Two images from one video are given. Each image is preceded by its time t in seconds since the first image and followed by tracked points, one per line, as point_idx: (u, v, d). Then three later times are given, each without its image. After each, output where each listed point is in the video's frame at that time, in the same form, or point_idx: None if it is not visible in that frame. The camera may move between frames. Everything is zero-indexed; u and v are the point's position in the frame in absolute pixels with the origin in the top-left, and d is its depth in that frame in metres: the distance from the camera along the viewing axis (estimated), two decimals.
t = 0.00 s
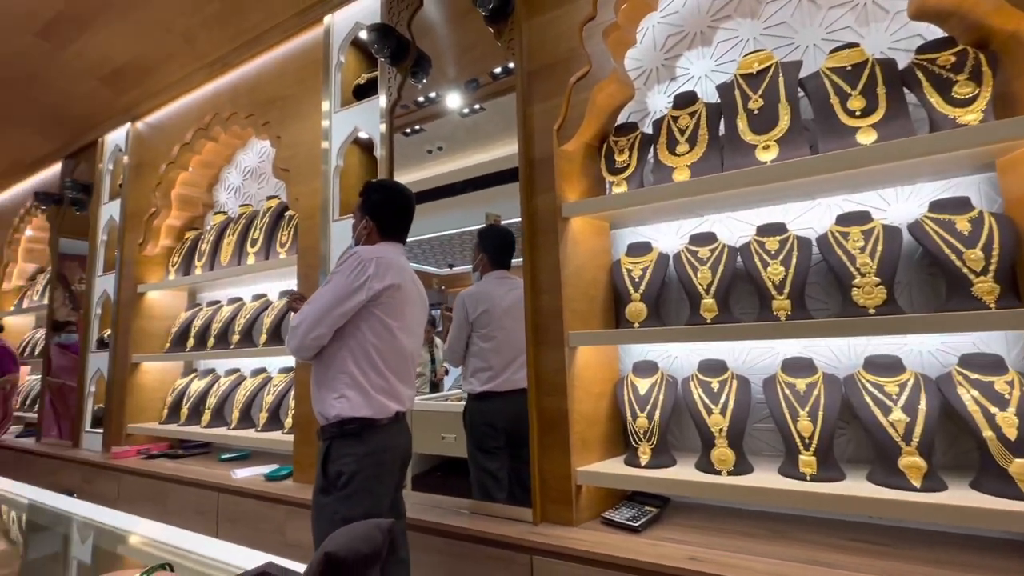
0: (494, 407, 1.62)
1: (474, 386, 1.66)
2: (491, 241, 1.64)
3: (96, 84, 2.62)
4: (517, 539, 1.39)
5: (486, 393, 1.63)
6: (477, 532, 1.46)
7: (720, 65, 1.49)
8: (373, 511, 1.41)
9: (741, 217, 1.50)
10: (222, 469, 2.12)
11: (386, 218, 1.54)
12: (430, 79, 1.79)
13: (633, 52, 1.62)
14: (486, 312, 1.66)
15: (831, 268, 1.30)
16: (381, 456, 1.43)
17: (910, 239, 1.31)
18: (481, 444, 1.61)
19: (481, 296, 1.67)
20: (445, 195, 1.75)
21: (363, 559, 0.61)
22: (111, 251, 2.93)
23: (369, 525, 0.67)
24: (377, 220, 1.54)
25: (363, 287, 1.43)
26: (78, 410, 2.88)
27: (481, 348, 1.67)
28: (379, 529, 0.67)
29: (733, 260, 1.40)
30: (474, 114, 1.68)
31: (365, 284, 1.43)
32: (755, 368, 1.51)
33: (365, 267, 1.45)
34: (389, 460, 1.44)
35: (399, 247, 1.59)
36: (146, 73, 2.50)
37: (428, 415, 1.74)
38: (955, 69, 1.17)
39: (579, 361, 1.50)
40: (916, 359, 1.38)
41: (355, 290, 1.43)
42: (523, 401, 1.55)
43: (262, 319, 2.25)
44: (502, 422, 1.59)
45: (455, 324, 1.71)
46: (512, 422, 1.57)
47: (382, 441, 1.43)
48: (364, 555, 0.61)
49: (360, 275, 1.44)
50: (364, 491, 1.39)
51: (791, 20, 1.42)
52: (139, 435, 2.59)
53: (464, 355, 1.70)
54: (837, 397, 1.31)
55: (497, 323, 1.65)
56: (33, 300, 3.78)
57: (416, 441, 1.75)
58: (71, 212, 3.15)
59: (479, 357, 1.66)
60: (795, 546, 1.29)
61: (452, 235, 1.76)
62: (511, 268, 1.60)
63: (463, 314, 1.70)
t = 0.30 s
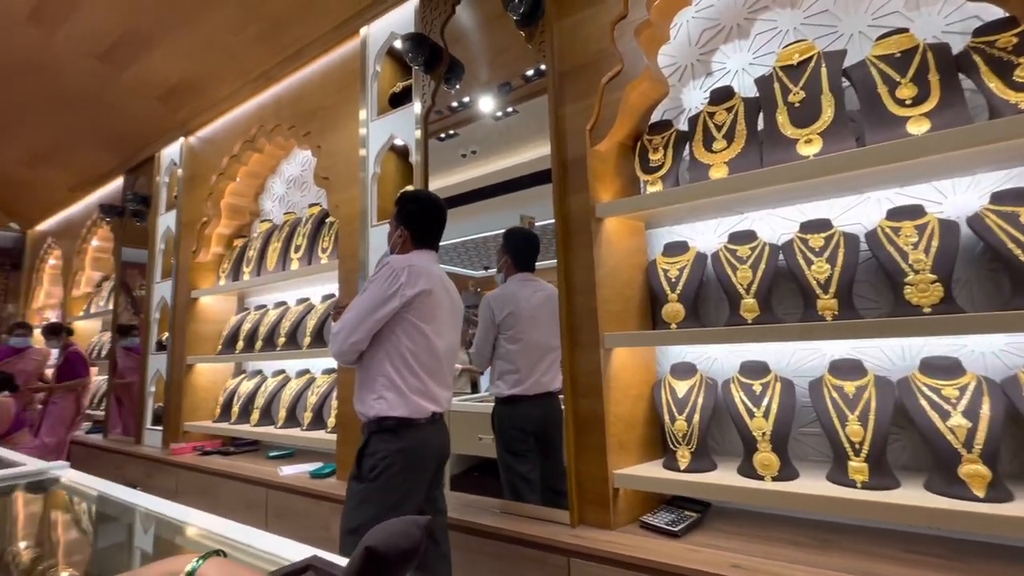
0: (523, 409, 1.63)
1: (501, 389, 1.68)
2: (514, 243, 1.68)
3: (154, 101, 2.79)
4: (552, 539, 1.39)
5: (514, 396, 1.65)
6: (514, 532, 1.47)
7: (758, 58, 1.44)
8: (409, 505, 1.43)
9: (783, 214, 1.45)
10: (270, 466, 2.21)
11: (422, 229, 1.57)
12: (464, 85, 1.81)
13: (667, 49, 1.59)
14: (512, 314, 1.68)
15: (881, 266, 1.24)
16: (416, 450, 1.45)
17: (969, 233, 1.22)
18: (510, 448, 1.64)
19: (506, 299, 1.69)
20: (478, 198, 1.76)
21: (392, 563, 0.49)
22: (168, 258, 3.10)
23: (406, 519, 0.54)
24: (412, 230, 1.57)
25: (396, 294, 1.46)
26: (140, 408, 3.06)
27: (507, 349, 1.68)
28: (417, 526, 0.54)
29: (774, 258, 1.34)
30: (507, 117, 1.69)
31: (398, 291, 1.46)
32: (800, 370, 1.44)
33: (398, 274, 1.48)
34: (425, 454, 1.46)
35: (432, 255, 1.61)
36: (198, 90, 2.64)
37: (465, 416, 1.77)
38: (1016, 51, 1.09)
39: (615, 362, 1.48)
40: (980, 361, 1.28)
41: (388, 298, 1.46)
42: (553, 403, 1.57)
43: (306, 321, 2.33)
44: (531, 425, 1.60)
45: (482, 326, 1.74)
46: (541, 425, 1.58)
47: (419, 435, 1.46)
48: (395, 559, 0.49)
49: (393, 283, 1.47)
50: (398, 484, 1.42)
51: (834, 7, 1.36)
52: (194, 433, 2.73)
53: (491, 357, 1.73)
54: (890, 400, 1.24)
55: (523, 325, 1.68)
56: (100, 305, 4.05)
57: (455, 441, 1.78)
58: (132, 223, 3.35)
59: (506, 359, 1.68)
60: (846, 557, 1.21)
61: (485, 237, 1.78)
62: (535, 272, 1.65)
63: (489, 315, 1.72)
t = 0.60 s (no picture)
0: (548, 411, 1.65)
1: (526, 392, 1.69)
2: (533, 247, 1.70)
3: (198, 115, 2.91)
4: (573, 538, 1.41)
5: (540, 398, 1.66)
6: (548, 533, 1.46)
7: (793, 52, 1.40)
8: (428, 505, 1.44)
9: (821, 212, 1.40)
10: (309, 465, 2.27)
11: (441, 237, 1.60)
12: (492, 89, 1.83)
13: (697, 46, 1.56)
14: (531, 318, 1.69)
15: (926, 263, 1.19)
16: (431, 453, 1.45)
17: None
18: (538, 450, 1.64)
19: (524, 303, 1.70)
20: (507, 200, 1.79)
21: (433, 558, 0.50)
22: (211, 264, 3.22)
23: (446, 515, 0.55)
24: (432, 237, 1.60)
25: (418, 298, 1.49)
26: (188, 408, 3.20)
27: (529, 353, 1.69)
28: (456, 523, 0.54)
29: (812, 256, 1.30)
30: (535, 119, 1.69)
31: (419, 295, 1.49)
32: (840, 372, 1.40)
33: (419, 278, 1.51)
34: (441, 457, 1.47)
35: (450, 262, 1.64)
36: (238, 103, 2.74)
37: (496, 418, 1.81)
38: None
39: (647, 364, 1.47)
40: None
41: (411, 301, 1.48)
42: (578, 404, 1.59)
43: (341, 324, 2.39)
44: (558, 428, 1.62)
45: (501, 331, 1.74)
46: (568, 427, 1.61)
47: (435, 437, 1.47)
48: (435, 554, 0.50)
49: (415, 287, 1.49)
50: (410, 487, 1.43)
51: None
52: (238, 431, 2.83)
53: (513, 362, 1.74)
54: (939, 403, 1.18)
55: (542, 328, 1.69)
56: (150, 310, 4.25)
57: (487, 443, 1.81)
58: (178, 231, 3.51)
59: (528, 363, 1.69)
60: (892, 565, 1.16)
61: (512, 240, 1.81)
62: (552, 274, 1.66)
63: (507, 320, 1.73)
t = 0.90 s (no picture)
0: (564, 412, 1.69)
1: (543, 391, 1.74)
2: (555, 254, 1.74)
3: (235, 128, 3.01)
4: (590, 538, 1.44)
5: (557, 399, 1.71)
6: (580, 536, 1.46)
7: (824, 49, 1.36)
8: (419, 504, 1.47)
9: (855, 211, 1.36)
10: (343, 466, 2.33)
11: (445, 243, 1.63)
12: (518, 95, 1.85)
13: (724, 46, 1.54)
14: (553, 321, 1.74)
15: (969, 263, 1.14)
16: (422, 455, 1.49)
17: None
18: (555, 447, 1.70)
19: (548, 307, 1.75)
20: (535, 201, 1.82)
21: (469, 556, 0.51)
22: (248, 270, 3.33)
23: (481, 515, 0.56)
24: (432, 242, 1.62)
25: (414, 309, 1.51)
26: (227, 409, 3.31)
27: (549, 355, 1.74)
28: (491, 523, 0.55)
29: (846, 257, 1.27)
30: (560, 121, 1.71)
31: (415, 306, 1.51)
32: (878, 376, 1.36)
33: (416, 290, 1.53)
34: (432, 459, 1.49)
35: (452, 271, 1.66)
36: (272, 115, 2.83)
37: (522, 420, 1.83)
38: None
39: (677, 367, 1.46)
40: None
41: (406, 315, 1.50)
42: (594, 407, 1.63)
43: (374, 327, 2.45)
44: (575, 426, 1.66)
45: (524, 333, 1.80)
46: (585, 427, 1.64)
47: (422, 444, 1.49)
48: (472, 552, 0.51)
49: (412, 301, 1.51)
50: (404, 487, 1.46)
51: None
52: (275, 432, 2.92)
53: (532, 361, 1.79)
54: (984, 407, 1.13)
55: (564, 331, 1.73)
56: (191, 314, 4.41)
57: (515, 446, 1.84)
58: (217, 238, 3.64)
59: (548, 363, 1.74)
60: None
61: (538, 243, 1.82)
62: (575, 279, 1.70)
63: (531, 322, 1.78)
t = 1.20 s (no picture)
0: (579, 411, 1.74)
1: (558, 391, 1.78)
2: (573, 259, 1.76)
3: (265, 136, 3.10)
4: (613, 538, 1.45)
5: (570, 399, 1.76)
6: (606, 538, 1.46)
7: (852, 44, 1.33)
8: (419, 503, 1.51)
9: (887, 209, 1.33)
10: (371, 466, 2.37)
11: (439, 247, 1.66)
12: (539, 98, 1.88)
13: (748, 44, 1.52)
14: (570, 322, 1.78)
15: (1008, 260, 1.10)
16: (423, 456, 1.53)
17: None
18: (568, 443, 1.76)
19: (565, 308, 1.79)
20: (556, 205, 1.83)
21: (504, 550, 0.52)
22: (277, 274, 3.41)
23: (515, 512, 0.57)
24: (425, 247, 1.66)
25: (404, 314, 1.55)
26: (258, 410, 3.39)
27: (566, 356, 1.78)
28: (525, 520, 0.56)
29: (879, 256, 1.24)
30: (581, 123, 1.74)
31: (406, 312, 1.55)
32: (913, 377, 1.32)
33: (405, 296, 1.57)
34: (432, 460, 1.54)
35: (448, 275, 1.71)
36: (300, 123, 2.90)
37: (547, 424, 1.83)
38: None
39: (703, 369, 1.44)
40: None
41: (397, 322, 1.54)
42: (608, 408, 1.67)
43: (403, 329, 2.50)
44: (589, 424, 1.71)
45: (542, 333, 1.84)
46: (600, 424, 1.69)
47: (422, 443, 1.54)
48: (507, 546, 0.52)
49: (402, 307, 1.55)
50: (406, 485, 1.51)
51: None
52: (304, 432, 2.98)
53: (549, 361, 1.83)
54: None
55: (582, 334, 1.77)
56: (223, 318, 4.54)
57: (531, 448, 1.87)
58: (247, 244, 3.73)
59: (565, 363, 1.79)
60: None
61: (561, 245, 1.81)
62: (594, 282, 1.71)
63: (550, 323, 1.82)
